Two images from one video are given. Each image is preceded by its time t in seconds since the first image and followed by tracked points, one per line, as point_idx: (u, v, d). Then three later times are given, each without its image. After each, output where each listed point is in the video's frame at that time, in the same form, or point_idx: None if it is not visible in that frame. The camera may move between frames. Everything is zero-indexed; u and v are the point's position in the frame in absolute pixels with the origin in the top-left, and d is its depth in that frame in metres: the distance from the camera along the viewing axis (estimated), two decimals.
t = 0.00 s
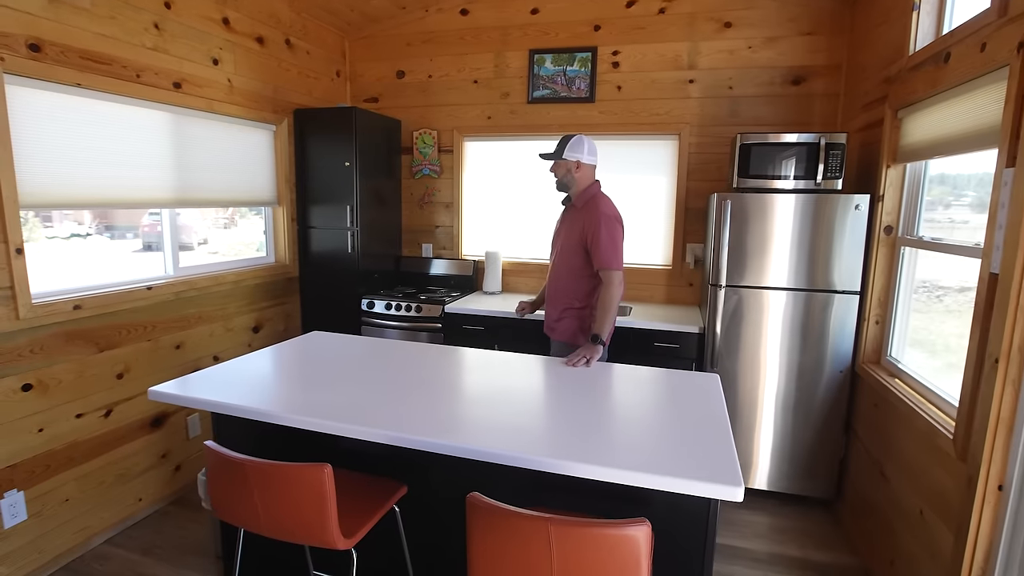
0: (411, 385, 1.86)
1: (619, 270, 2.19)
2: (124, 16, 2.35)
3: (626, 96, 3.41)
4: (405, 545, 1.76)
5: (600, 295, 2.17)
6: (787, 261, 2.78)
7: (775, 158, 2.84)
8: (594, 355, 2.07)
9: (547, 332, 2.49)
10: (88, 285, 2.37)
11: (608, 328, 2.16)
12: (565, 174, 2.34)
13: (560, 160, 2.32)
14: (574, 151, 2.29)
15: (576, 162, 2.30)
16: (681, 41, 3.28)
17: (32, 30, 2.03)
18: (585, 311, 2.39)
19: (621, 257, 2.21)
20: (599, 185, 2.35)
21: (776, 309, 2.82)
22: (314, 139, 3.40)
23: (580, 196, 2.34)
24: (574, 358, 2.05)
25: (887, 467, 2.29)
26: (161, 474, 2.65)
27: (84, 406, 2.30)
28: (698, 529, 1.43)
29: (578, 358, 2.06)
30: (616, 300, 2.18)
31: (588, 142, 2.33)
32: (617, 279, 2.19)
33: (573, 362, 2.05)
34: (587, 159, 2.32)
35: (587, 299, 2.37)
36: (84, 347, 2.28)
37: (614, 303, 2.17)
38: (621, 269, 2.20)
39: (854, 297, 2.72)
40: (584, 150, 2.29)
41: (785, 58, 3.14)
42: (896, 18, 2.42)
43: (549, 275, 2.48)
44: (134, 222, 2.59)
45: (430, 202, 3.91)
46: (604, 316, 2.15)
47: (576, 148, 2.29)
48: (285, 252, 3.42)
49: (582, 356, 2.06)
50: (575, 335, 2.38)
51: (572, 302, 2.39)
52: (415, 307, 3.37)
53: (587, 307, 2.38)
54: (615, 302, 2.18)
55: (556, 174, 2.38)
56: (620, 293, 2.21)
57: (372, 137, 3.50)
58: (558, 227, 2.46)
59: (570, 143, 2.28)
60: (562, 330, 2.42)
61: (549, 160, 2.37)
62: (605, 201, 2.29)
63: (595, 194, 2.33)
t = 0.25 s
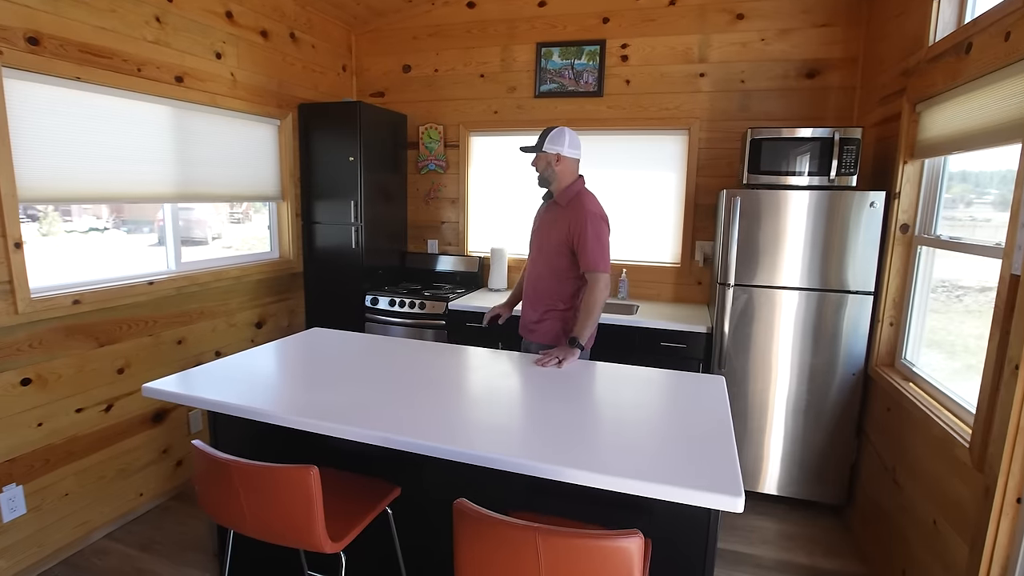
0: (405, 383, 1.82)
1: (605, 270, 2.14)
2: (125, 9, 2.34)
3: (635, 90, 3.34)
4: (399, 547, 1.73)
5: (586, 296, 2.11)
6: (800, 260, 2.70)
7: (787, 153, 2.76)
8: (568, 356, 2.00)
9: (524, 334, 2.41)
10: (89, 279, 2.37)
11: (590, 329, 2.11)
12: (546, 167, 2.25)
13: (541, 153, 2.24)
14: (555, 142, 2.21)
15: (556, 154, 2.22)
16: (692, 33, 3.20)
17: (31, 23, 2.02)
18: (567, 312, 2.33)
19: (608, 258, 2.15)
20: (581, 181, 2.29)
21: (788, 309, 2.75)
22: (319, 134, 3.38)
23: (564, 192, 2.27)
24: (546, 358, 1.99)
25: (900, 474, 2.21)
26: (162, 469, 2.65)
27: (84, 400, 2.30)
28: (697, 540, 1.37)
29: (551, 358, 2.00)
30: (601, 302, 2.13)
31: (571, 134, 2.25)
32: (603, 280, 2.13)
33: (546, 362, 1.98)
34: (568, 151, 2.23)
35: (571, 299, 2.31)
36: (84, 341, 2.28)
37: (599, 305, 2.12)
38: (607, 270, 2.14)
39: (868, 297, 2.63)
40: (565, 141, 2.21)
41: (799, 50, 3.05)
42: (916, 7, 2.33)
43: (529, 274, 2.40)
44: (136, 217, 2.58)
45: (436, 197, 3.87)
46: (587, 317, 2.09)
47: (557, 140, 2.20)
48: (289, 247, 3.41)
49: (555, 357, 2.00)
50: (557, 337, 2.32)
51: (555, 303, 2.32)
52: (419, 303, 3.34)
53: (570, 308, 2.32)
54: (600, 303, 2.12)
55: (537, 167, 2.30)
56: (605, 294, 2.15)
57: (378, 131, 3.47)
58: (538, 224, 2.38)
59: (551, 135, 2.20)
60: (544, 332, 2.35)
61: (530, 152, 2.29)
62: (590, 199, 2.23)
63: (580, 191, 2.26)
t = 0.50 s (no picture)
0: (397, 381, 1.77)
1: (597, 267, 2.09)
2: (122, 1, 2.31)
3: (642, 84, 3.27)
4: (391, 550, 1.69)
5: (578, 294, 2.06)
6: (811, 259, 2.62)
7: (799, 148, 2.67)
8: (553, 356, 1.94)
9: (510, 335, 2.33)
10: (87, 274, 2.36)
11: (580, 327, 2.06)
12: (528, 161, 2.18)
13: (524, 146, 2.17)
14: (537, 135, 2.15)
15: (539, 148, 2.16)
16: (701, 25, 3.12)
17: (26, 15, 2.00)
18: (556, 311, 2.27)
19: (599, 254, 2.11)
20: (565, 176, 2.23)
21: (798, 309, 2.67)
22: (321, 128, 3.34)
23: (551, 187, 2.21)
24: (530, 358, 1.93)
25: (912, 482, 2.13)
26: (160, 465, 2.64)
27: (80, 396, 2.29)
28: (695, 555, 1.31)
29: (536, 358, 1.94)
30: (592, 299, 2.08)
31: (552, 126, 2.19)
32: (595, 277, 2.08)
33: (532, 362, 1.92)
34: (550, 144, 2.18)
35: (559, 298, 2.25)
36: (81, 336, 2.27)
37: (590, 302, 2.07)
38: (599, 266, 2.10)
39: (881, 297, 2.55)
40: (547, 134, 2.15)
41: (811, 42, 2.96)
42: None
43: (513, 273, 2.32)
44: (135, 211, 2.57)
45: (439, 193, 3.83)
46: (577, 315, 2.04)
47: (539, 132, 2.15)
48: (292, 243, 3.38)
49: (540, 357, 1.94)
50: (548, 337, 2.26)
51: (544, 302, 2.26)
52: (421, 300, 3.29)
53: (558, 307, 2.26)
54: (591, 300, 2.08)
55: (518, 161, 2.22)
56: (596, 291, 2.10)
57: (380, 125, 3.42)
58: (523, 221, 2.30)
59: (533, 128, 2.14)
60: (531, 332, 2.28)
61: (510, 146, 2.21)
62: (579, 194, 2.19)
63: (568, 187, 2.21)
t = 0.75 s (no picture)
0: (400, 381, 1.73)
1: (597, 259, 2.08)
2: None
3: (657, 74, 3.18)
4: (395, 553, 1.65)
5: (581, 285, 2.02)
6: (835, 253, 2.51)
7: (821, 137, 2.57)
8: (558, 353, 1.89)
9: (504, 335, 2.23)
10: (98, 273, 2.37)
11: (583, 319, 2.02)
12: (527, 153, 2.12)
13: (523, 137, 2.10)
14: (535, 126, 2.11)
15: (538, 139, 2.12)
16: (717, 12, 3.02)
17: (32, 14, 2.00)
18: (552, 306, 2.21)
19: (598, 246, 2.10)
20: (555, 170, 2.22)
21: (821, 306, 2.56)
22: (332, 125, 3.32)
23: (545, 180, 2.17)
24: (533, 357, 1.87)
25: (941, 486, 2.03)
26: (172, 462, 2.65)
27: (92, 394, 2.30)
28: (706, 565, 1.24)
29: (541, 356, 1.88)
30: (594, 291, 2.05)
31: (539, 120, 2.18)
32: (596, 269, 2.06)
33: (538, 360, 1.86)
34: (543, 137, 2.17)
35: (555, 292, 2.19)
36: (92, 335, 2.28)
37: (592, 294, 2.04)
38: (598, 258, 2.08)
39: (908, 293, 2.43)
40: (543, 126, 2.14)
41: (834, 27, 2.84)
42: None
43: (502, 270, 2.22)
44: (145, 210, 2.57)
45: (451, 189, 3.78)
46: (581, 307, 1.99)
47: (537, 124, 2.12)
48: (303, 240, 3.38)
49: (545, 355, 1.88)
50: (548, 334, 2.20)
51: (540, 298, 2.19)
52: (432, 298, 3.26)
53: (552, 302, 2.20)
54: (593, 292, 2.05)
55: (513, 153, 2.13)
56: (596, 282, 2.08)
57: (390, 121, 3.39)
58: (511, 216, 2.24)
59: (532, 118, 2.08)
60: (527, 329, 2.20)
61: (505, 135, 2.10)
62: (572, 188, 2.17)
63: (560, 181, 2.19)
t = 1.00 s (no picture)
0: (393, 382, 1.69)
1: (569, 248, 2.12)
2: None
3: (660, 65, 3.10)
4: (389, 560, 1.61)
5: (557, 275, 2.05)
6: (848, 246, 2.42)
7: (830, 126, 2.48)
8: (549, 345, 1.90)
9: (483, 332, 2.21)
10: (94, 275, 2.35)
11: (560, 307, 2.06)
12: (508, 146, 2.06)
13: (509, 129, 2.03)
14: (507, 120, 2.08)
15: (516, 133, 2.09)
16: None
17: (20, 14, 1.98)
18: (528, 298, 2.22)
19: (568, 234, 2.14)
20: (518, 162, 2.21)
21: (833, 300, 2.47)
22: (330, 122, 3.28)
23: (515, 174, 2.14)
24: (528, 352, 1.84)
25: (959, 488, 1.95)
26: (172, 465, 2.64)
27: (89, 398, 2.29)
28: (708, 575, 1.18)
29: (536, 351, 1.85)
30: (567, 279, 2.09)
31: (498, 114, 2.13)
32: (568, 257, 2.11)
33: (531, 354, 1.85)
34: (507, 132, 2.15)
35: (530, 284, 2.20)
36: (88, 338, 2.27)
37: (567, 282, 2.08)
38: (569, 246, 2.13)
39: (923, 286, 2.34)
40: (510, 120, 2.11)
41: (843, 11, 2.74)
42: None
43: (473, 267, 2.19)
44: (142, 212, 2.55)
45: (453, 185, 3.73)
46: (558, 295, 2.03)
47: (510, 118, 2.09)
48: (303, 240, 3.35)
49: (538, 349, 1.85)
50: (528, 326, 2.21)
51: (516, 292, 2.18)
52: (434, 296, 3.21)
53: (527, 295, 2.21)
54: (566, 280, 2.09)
55: (497, 145, 2.03)
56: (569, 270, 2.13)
57: (390, 117, 3.34)
58: (479, 210, 2.19)
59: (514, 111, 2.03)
60: (506, 324, 2.19)
61: (493, 126, 1.99)
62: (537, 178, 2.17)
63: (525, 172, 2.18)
